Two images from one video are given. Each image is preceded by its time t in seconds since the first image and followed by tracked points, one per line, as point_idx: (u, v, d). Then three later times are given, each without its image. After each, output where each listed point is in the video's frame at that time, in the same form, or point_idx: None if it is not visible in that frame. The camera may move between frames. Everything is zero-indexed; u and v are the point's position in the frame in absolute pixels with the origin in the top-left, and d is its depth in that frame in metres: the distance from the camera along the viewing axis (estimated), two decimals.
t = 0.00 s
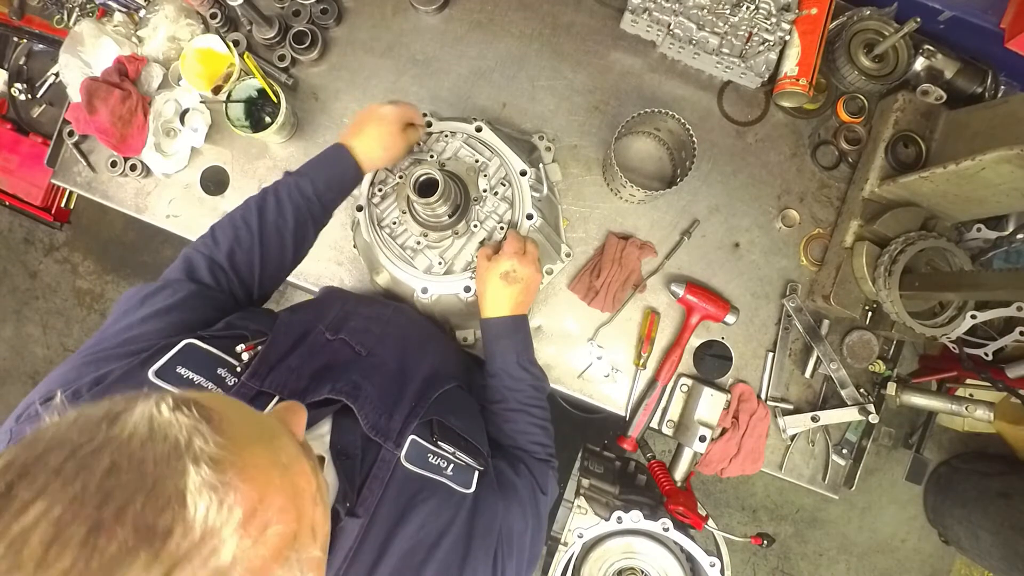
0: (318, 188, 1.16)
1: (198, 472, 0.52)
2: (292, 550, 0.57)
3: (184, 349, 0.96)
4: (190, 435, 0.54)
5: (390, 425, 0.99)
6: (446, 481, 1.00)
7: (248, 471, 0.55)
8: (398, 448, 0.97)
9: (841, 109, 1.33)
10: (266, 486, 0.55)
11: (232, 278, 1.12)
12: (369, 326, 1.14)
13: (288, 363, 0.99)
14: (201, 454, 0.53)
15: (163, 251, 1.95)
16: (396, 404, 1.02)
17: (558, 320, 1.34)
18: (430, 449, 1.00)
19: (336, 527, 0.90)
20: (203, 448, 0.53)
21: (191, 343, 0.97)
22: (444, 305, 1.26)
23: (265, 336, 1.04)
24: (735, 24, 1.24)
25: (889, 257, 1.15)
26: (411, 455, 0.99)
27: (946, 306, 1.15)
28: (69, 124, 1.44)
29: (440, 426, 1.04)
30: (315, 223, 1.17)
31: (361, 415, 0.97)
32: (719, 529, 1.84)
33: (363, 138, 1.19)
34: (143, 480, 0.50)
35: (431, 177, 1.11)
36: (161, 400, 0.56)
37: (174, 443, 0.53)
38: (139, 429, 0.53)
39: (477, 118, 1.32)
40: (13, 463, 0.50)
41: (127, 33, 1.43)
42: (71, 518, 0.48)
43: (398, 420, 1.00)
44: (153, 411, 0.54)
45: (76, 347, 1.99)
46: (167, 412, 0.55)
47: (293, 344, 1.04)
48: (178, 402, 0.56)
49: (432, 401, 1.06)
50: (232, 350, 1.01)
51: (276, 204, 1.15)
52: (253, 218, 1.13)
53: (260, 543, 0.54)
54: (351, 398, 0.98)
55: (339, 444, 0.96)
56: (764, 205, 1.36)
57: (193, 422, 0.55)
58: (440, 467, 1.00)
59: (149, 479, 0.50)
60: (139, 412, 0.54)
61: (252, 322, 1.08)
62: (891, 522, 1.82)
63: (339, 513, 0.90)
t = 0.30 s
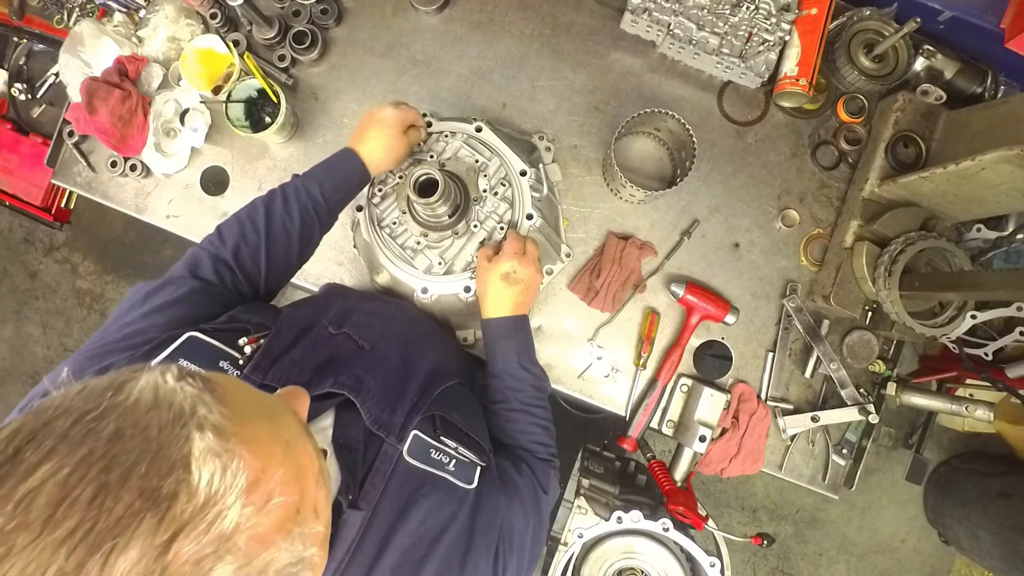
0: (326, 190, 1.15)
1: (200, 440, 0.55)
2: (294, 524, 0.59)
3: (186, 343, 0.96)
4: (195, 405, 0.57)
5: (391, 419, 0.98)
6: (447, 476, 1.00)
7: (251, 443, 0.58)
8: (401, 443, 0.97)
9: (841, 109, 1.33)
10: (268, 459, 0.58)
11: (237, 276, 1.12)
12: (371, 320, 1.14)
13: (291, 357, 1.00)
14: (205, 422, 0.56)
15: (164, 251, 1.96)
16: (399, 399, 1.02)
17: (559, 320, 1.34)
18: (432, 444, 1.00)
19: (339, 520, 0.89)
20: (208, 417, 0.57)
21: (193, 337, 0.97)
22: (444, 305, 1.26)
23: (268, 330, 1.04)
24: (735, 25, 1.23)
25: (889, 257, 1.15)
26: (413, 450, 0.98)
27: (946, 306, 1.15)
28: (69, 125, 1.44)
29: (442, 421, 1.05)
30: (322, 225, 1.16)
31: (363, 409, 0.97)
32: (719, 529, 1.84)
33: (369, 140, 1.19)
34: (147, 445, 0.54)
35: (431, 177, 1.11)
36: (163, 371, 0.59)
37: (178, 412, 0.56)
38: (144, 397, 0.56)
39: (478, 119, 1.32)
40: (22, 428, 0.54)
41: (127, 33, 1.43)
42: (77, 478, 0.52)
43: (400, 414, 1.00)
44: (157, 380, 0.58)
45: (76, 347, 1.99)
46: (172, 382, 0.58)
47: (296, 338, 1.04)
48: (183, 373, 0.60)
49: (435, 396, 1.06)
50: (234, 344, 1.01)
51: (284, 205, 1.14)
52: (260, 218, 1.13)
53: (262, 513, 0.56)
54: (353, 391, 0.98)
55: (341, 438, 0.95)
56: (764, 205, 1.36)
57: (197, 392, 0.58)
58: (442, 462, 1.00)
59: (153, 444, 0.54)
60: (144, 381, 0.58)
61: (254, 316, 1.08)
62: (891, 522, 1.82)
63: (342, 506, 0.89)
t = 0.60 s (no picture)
0: (324, 195, 1.17)
1: (253, 419, 0.57)
2: (328, 506, 0.60)
3: (188, 338, 0.96)
4: (243, 385, 0.60)
5: (397, 416, 0.97)
6: (453, 473, 1.00)
7: (293, 423, 0.60)
8: (407, 439, 0.96)
9: (841, 108, 1.33)
10: (306, 441, 0.60)
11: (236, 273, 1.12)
12: (374, 316, 1.13)
13: (293, 353, 1.00)
14: (254, 402, 0.58)
15: (163, 251, 1.96)
16: (403, 395, 1.01)
17: (559, 320, 1.34)
18: (437, 442, 1.00)
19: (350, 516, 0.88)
20: (255, 398, 0.59)
21: (195, 332, 0.97)
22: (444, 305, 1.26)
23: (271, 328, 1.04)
24: (735, 24, 1.23)
25: (889, 257, 1.15)
26: (419, 447, 0.98)
27: (947, 306, 1.15)
28: (69, 124, 1.44)
29: (448, 418, 1.05)
30: (320, 225, 1.18)
31: (368, 406, 0.96)
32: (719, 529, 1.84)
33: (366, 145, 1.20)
34: (201, 422, 0.56)
35: (431, 176, 1.11)
36: (211, 358, 0.62)
37: (229, 390, 0.58)
38: (196, 377, 0.59)
39: (477, 118, 1.32)
40: (79, 406, 0.56)
41: (126, 33, 1.43)
42: (140, 450, 0.53)
43: (406, 411, 0.99)
44: (206, 363, 0.61)
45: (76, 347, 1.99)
46: (219, 364, 0.61)
47: (298, 336, 1.04)
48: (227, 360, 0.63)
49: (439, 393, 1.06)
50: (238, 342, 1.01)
51: (282, 210, 1.15)
52: (259, 224, 1.13)
53: (307, 490, 0.58)
54: (357, 389, 0.96)
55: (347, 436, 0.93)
56: (764, 204, 1.36)
57: (244, 374, 0.61)
58: (447, 460, 1.00)
59: (207, 419, 0.56)
60: (193, 363, 0.60)
61: (256, 313, 1.08)
62: (891, 522, 1.82)
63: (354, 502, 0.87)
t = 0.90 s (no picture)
0: (278, 253, 1.16)
1: (287, 380, 0.61)
2: (349, 474, 0.65)
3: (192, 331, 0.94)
4: (275, 350, 0.64)
5: (401, 412, 0.97)
6: (455, 472, 0.99)
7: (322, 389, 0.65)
8: (412, 436, 0.96)
9: (841, 108, 1.33)
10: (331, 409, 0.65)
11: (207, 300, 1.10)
12: (373, 317, 1.13)
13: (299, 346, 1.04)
14: (286, 366, 0.63)
15: (163, 251, 1.96)
16: (407, 392, 1.01)
17: (559, 320, 1.34)
18: (440, 440, 1.00)
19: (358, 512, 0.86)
20: (287, 363, 0.63)
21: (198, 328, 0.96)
22: (445, 305, 1.26)
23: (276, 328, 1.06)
24: (735, 24, 1.23)
25: (889, 257, 1.15)
26: (423, 445, 0.97)
27: (947, 306, 1.15)
28: (69, 124, 1.44)
29: (453, 417, 1.06)
30: (275, 280, 1.17)
31: (372, 405, 0.95)
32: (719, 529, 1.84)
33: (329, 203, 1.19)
34: (239, 379, 0.59)
35: (431, 177, 1.11)
36: (244, 326, 0.67)
37: (264, 354, 0.63)
38: (231, 342, 0.63)
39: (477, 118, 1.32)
40: (125, 364, 0.60)
41: (127, 33, 1.43)
42: (184, 402, 0.57)
43: (409, 407, 0.98)
44: (241, 330, 0.65)
45: (75, 346, 1.99)
46: (253, 332, 0.66)
47: (299, 335, 1.07)
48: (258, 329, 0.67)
49: (442, 392, 1.06)
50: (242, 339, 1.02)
51: (237, 266, 1.13)
52: (211, 278, 1.11)
53: (332, 452, 0.62)
54: (358, 388, 0.96)
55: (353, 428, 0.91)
56: (765, 204, 1.36)
57: (274, 342, 0.66)
58: (449, 458, 0.99)
59: (245, 376, 0.60)
60: (229, 330, 0.65)
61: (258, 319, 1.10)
62: (891, 522, 1.82)
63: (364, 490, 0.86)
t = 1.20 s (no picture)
0: (276, 285, 1.21)
1: (249, 372, 0.63)
2: (319, 467, 0.66)
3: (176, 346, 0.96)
4: (239, 345, 0.66)
5: (391, 413, 0.97)
6: (448, 471, 0.99)
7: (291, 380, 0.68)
8: (402, 437, 0.96)
9: (841, 109, 1.33)
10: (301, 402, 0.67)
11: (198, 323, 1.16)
12: (364, 320, 1.13)
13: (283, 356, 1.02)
14: (251, 360, 0.65)
15: (163, 251, 1.96)
16: (397, 393, 1.00)
17: (559, 320, 1.34)
18: (432, 440, 0.99)
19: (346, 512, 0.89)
20: (253, 357, 0.66)
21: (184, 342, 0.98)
22: (444, 305, 1.26)
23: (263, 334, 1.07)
24: (735, 25, 1.24)
25: (889, 257, 1.15)
26: (414, 445, 0.97)
27: (946, 306, 1.15)
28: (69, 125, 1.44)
29: (445, 416, 1.05)
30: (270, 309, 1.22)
31: (360, 406, 0.95)
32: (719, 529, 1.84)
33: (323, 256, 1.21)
34: (202, 372, 0.61)
35: (431, 177, 1.11)
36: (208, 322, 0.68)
37: (228, 349, 0.65)
38: (196, 338, 0.65)
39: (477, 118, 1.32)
40: (90, 362, 0.62)
41: (127, 33, 1.43)
42: (144, 396, 0.59)
43: (399, 408, 0.98)
44: (206, 326, 0.67)
45: (75, 347, 1.99)
46: (217, 328, 0.67)
47: (286, 342, 1.06)
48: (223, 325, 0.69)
49: (434, 392, 1.05)
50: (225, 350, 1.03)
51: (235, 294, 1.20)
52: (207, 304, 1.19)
53: (302, 441, 0.64)
54: (347, 391, 0.96)
55: (342, 432, 0.94)
56: (764, 204, 1.36)
57: (238, 337, 0.68)
58: (442, 458, 0.99)
59: (208, 369, 0.62)
60: (194, 327, 0.66)
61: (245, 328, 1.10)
62: (891, 522, 1.82)
63: (348, 497, 0.89)
